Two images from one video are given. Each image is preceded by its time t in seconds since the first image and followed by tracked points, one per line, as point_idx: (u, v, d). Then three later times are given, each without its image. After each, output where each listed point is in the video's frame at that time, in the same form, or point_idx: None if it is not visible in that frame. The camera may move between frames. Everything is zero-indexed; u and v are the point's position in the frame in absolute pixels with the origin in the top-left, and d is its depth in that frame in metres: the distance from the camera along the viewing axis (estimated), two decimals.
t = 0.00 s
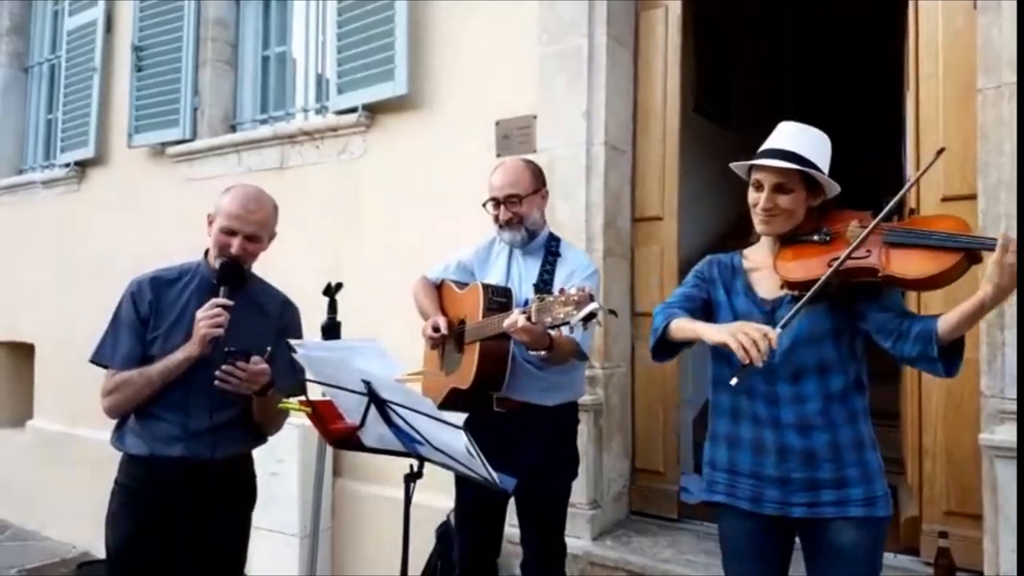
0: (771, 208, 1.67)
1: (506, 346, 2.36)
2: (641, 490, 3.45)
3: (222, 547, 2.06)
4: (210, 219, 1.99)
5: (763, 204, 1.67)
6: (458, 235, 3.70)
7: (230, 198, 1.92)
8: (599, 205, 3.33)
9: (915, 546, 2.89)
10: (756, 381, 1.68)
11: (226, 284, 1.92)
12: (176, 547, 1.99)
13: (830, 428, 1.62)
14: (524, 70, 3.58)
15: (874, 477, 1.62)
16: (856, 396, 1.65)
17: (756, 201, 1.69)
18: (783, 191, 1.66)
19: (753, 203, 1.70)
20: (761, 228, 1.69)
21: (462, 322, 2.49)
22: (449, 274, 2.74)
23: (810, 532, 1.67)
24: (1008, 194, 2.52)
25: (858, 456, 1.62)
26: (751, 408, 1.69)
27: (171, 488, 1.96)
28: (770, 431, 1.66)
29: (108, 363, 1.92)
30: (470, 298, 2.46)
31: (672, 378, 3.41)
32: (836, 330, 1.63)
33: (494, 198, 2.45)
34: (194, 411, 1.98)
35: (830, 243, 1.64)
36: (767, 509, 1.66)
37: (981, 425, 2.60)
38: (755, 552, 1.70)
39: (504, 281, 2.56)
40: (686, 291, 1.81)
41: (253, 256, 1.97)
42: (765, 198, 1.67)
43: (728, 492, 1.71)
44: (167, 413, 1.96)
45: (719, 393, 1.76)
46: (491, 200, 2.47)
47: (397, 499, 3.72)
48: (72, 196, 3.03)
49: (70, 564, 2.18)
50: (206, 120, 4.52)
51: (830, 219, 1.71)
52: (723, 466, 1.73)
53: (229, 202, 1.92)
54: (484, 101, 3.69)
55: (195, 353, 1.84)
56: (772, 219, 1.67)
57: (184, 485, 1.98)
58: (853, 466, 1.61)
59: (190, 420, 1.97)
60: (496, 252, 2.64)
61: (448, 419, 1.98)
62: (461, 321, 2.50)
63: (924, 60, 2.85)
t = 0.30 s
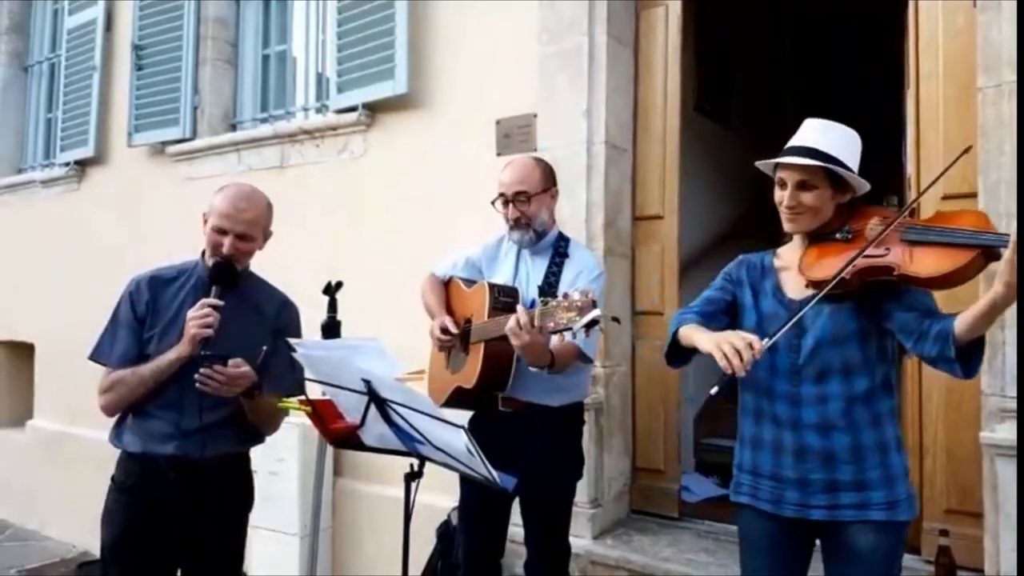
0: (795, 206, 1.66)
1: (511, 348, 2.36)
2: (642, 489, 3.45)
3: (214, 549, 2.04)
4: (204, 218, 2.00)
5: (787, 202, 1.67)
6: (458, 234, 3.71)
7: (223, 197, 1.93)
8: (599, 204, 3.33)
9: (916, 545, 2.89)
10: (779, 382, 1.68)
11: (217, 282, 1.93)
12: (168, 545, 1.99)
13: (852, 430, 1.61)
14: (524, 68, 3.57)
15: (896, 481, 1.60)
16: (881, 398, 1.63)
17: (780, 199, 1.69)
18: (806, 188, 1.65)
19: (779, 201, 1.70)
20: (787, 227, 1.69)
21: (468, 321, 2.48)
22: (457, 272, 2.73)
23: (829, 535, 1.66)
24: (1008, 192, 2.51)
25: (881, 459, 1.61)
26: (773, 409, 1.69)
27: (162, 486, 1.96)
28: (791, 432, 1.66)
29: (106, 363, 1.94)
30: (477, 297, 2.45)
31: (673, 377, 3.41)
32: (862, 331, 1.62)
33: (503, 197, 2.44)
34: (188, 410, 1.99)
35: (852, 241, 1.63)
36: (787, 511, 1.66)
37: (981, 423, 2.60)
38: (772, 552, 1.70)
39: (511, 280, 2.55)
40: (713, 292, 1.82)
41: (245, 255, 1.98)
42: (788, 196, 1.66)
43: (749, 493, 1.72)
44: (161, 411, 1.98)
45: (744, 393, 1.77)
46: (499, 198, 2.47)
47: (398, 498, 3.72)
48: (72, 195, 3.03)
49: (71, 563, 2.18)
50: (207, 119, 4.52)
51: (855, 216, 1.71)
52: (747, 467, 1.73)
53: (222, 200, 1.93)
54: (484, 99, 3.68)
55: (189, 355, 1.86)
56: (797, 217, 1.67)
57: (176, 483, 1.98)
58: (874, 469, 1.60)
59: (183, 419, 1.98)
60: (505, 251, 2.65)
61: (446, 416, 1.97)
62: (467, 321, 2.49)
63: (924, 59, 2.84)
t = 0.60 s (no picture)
0: (823, 202, 1.64)
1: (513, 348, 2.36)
2: (643, 488, 3.44)
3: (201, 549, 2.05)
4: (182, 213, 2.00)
5: (815, 197, 1.65)
6: (458, 233, 3.70)
7: (198, 190, 1.93)
8: (601, 203, 3.32)
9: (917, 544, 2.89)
10: (792, 377, 1.70)
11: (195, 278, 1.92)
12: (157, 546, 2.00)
13: (853, 432, 1.60)
14: (525, 67, 3.57)
15: (895, 489, 1.57)
16: (893, 404, 1.59)
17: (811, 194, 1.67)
18: (833, 184, 1.62)
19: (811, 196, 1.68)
20: (819, 223, 1.67)
21: (471, 319, 2.48)
22: (462, 269, 2.73)
23: (828, 534, 1.66)
24: (1009, 191, 2.51)
25: (883, 464, 1.58)
26: (783, 404, 1.71)
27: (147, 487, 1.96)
28: (794, 428, 1.67)
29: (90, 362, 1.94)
30: (480, 296, 2.45)
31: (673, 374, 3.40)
32: (875, 333, 1.59)
33: (509, 196, 2.45)
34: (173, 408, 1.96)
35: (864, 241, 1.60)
36: (785, 506, 1.67)
37: (983, 423, 2.59)
38: (777, 547, 1.71)
39: (515, 280, 2.55)
40: (749, 286, 1.83)
41: (223, 248, 1.97)
42: (817, 191, 1.64)
43: (757, 484, 1.76)
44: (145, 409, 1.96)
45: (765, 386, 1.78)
46: (506, 197, 2.47)
47: (399, 497, 3.72)
48: (74, 193, 3.03)
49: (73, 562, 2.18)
50: (207, 118, 4.51)
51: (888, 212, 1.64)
52: (758, 458, 1.77)
53: (198, 194, 1.93)
54: (484, 98, 3.68)
55: (167, 350, 1.82)
56: (826, 212, 1.65)
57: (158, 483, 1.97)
58: (872, 474, 1.58)
59: (166, 416, 1.96)
60: (510, 249, 2.64)
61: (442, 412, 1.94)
62: (470, 319, 2.49)
63: (925, 57, 2.83)
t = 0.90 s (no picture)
0: (839, 196, 1.63)
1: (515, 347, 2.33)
2: (643, 487, 3.44)
3: (179, 545, 2.08)
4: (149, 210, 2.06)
5: (832, 191, 1.65)
6: (458, 232, 3.70)
7: (162, 185, 1.98)
8: (602, 201, 3.32)
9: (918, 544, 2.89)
10: (799, 373, 1.70)
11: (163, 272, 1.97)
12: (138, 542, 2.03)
13: (853, 431, 1.59)
14: (526, 65, 3.57)
15: (892, 492, 1.56)
16: (897, 405, 1.58)
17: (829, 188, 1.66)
18: (849, 179, 1.61)
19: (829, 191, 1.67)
20: (835, 218, 1.66)
21: (471, 317, 2.46)
22: (463, 265, 2.73)
23: (826, 533, 1.66)
24: (1011, 189, 2.50)
25: (882, 467, 1.57)
26: (789, 401, 1.72)
27: (127, 484, 1.99)
28: (797, 425, 1.68)
29: (69, 361, 2.03)
30: (481, 295, 2.44)
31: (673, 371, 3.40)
32: (881, 334, 1.58)
33: (512, 194, 2.45)
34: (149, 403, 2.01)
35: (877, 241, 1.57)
36: (785, 501, 1.69)
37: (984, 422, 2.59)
38: (778, 542, 1.72)
39: (516, 278, 2.56)
40: (763, 280, 1.83)
41: (189, 242, 2.02)
42: (833, 185, 1.64)
43: (760, 478, 1.77)
44: (121, 406, 2.01)
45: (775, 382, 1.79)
46: (508, 195, 2.47)
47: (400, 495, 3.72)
48: (74, 190, 3.03)
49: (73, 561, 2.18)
50: (207, 116, 4.51)
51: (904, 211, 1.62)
52: (765, 453, 1.78)
53: (161, 189, 1.98)
54: (485, 96, 3.68)
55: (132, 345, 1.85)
56: (841, 208, 1.64)
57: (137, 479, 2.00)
58: (869, 475, 1.57)
59: (141, 413, 2.00)
60: (512, 246, 2.65)
61: (444, 412, 1.94)
62: (471, 317, 2.47)
63: (927, 56, 2.83)
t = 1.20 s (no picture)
0: (826, 201, 1.63)
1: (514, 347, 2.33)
2: (644, 486, 3.44)
3: (160, 545, 2.07)
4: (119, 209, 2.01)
5: (819, 195, 1.64)
6: (458, 231, 3.70)
7: (129, 185, 1.93)
8: (601, 200, 3.32)
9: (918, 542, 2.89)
10: (794, 375, 1.70)
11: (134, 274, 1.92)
12: (120, 543, 2.02)
13: (854, 431, 1.59)
14: (525, 65, 3.57)
15: (895, 490, 1.56)
16: (896, 404, 1.58)
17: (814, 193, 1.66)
18: (835, 182, 1.61)
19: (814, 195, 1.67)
20: (822, 221, 1.66)
21: (470, 317, 2.46)
22: (459, 265, 2.74)
23: (827, 533, 1.65)
24: (1011, 188, 2.50)
25: (883, 465, 1.57)
26: (787, 404, 1.71)
27: (110, 483, 1.99)
28: (796, 427, 1.67)
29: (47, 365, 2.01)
30: (480, 294, 2.44)
31: (673, 370, 3.40)
32: (878, 333, 1.58)
33: (510, 193, 2.45)
34: (129, 403, 2.00)
35: (871, 243, 1.58)
36: (786, 502, 1.68)
37: (984, 421, 2.59)
38: (777, 542, 1.72)
39: (514, 278, 2.56)
40: (755, 282, 1.83)
41: (160, 242, 1.97)
42: (818, 190, 1.64)
43: (760, 480, 1.77)
44: (100, 407, 2.00)
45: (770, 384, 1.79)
46: (507, 194, 2.47)
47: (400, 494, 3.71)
48: (74, 189, 3.04)
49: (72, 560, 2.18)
50: (207, 115, 4.51)
51: (893, 212, 1.63)
52: (763, 456, 1.77)
53: (129, 189, 1.93)
54: (485, 95, 3.67)
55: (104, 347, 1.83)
56: (829, 212, 1.64)
57: (119, 476, 2.00)
58: (871, 474, 1.57)
59: (120, 412, 1.99)
60: (509, 245, 2.65)
61: (444, 413, 1.94)
62: (469, 317, 2.47)
63: (926, 55, 2.83)
